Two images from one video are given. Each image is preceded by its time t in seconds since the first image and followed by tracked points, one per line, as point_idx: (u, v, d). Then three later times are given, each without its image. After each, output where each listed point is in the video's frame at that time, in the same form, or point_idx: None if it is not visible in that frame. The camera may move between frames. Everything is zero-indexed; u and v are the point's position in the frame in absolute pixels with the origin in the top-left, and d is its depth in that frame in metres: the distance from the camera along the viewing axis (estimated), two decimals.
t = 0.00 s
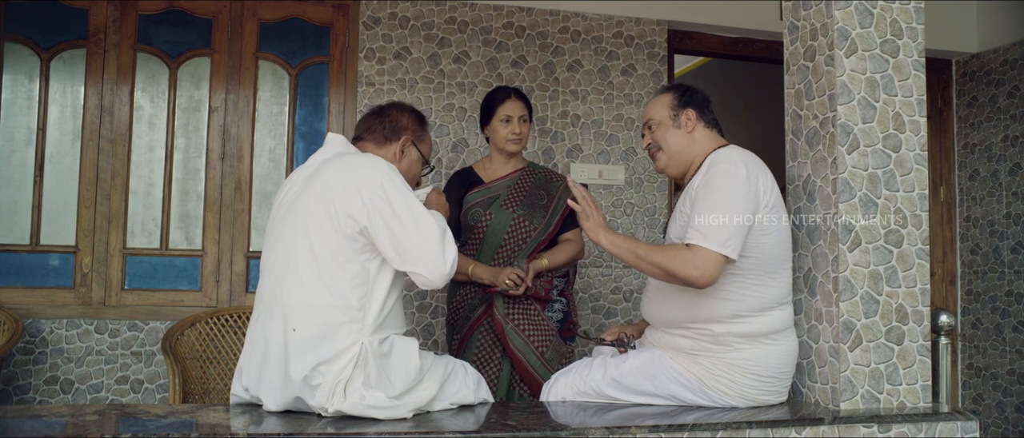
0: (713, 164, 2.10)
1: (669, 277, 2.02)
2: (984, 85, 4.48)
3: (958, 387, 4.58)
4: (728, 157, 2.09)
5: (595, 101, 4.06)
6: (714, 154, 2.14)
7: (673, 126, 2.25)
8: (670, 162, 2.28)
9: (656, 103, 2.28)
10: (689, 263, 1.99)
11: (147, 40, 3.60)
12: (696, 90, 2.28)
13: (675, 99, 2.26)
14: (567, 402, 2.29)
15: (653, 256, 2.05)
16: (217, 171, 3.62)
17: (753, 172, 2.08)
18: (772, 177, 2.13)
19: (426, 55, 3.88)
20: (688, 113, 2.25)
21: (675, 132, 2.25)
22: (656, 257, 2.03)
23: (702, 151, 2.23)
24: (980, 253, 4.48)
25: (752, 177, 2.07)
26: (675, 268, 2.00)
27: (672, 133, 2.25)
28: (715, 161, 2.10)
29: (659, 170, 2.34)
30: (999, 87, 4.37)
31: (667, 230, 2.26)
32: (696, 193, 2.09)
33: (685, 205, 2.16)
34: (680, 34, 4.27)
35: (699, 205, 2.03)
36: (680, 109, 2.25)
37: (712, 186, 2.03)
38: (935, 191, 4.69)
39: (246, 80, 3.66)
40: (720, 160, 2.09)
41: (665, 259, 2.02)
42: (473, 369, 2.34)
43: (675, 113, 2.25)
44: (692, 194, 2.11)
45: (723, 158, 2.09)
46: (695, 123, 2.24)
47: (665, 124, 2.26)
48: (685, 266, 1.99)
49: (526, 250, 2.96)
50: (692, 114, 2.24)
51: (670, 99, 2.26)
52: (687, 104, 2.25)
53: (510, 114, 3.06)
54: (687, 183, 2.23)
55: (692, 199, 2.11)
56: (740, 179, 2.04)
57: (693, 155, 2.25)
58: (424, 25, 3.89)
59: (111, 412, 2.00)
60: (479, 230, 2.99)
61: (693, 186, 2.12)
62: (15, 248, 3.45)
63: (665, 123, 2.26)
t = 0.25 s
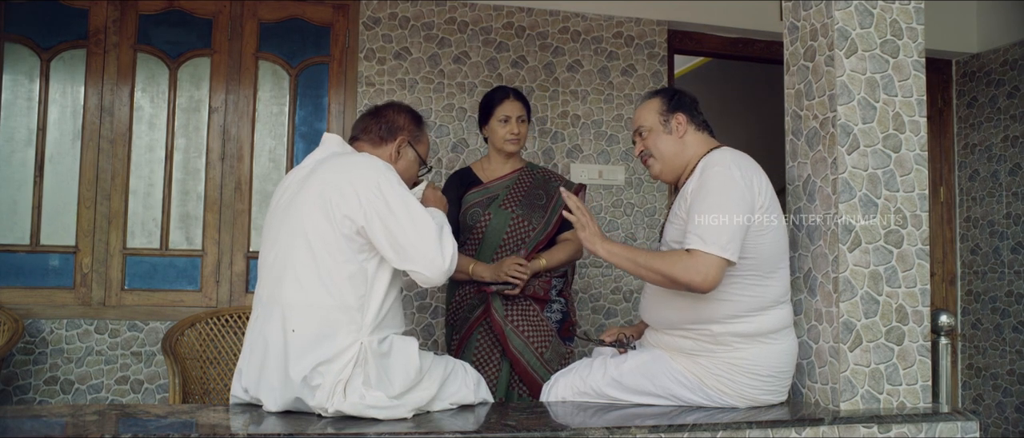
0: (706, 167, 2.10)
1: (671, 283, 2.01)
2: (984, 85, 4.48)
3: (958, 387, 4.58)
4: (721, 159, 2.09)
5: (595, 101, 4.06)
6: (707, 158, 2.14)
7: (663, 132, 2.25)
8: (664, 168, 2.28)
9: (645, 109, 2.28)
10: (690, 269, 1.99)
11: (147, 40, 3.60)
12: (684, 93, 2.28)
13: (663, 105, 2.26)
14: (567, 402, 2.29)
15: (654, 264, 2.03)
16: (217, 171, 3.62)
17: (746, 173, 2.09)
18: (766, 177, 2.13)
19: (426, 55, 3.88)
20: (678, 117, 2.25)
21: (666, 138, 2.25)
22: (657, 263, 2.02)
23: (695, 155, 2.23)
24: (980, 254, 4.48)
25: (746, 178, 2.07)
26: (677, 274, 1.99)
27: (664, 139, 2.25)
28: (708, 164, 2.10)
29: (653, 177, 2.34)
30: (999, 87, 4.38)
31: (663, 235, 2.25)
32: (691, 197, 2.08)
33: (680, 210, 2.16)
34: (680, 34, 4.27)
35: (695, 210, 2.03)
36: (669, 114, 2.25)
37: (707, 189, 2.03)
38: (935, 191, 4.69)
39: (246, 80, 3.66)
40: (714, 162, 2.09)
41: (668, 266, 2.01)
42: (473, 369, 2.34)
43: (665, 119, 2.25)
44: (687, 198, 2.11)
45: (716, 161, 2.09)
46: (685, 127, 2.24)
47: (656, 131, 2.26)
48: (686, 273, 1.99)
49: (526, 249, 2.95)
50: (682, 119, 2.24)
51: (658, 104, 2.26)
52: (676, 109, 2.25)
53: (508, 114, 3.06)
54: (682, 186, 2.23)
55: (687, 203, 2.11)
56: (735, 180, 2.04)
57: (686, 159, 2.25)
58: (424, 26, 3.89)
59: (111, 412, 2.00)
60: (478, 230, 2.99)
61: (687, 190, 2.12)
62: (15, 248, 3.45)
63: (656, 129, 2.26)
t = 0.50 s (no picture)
0: (697, 174, 2.09)
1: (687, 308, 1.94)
2: (984, 85, 4.48)
3: (958, 387, 4.58)
4: (711, 165, 2.08)
5: (595, 101, 4.06)
6: (697, 164, 2.12)
7: (652, 136, 2.25)
8: (654, 172, 2.28)
9: (632, 113, 2.28)
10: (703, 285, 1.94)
11: (147, 40, 3.60)
12: (672, 97, 2.29)
13: (651, 109, 2.25)
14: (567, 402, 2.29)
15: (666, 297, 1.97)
16: (217, 171, 3.62)
17: (739, 175, 2.08)
18: (757, 177, 2.13)
19: (426, 55, 3.88)
20: (667, 121, 2.25)
21: (655, 142, 2.25)
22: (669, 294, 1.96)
23: (685, 158, 2.23)
24: (980, 254, 4.48)
25: (738, 179, 2.06)
26: (690, 295, 1.94)
27: (653, 144, 2.25)
28: (700, 170, 2.09)
29: (644, 181, 2.34)
30: (999, 87, 4.37)
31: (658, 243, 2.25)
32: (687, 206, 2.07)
33: (676, 222, 2.14)
34: (680, 34, 4.27)
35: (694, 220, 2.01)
36: (658, 119, 2.24)
37: (703, 196, 2.02)
38: (936, 191, 4.69)
39: (246, 80, 3.66)
40: (705, 168, 2.08)
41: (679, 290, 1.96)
42: (473, 369, 2.34)
43: (653, 124, 2.25)
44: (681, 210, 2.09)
45: (706, 168, 2.08)
46: (674, 131, 2.24)
47: (645, 136, 2.26)
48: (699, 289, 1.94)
49: (526, 248, 2.96)
50: (671, 123, 2.24)
51: (646, 109, 2.26)
52: (664, 113, 2.25)
53: (507, 115, 3.06)
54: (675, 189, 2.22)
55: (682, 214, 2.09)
56: (728, 182, 2.03)
57: (676, 163, 2.25)
58: (424, 26, 3.89)
59: (111, 412, 2.00)
60: (477, 229, 2.99)
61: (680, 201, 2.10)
62: (15, 248, 3.45)
63: (644, 134, 2.25)
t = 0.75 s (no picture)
0: (683, 180, 2.08)
1: (696, 329, 1.95)
2: (984, 85, 4.48)
3: (957, 387, 4.58)
4: (698, 169, 2.07)
5: (595, 101, 4.06)
6: (685, 167, 2.12)
7: (641, 139, 2.25)
8: (644, 175, 2.28)
9: (621, 115, 2.27)
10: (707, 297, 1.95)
11: (147, 40, 3.60)
12: (660, 99, 2.28)
13: (640, 111, 2.25)
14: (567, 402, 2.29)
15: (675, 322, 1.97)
16: (217, 171, 3.62)
17: (727, 175, 2.07)
18: (746, 176, 2.13)
19: (426, 55, 3.88)
20: (656, 124, 2.24)
21: (645, 145, 2.25)
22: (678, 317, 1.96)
23: (674, 161, 2.24)
24: (980, 253, 4.48)
25: (725, 181, 2.05)
26: (695, 312, 1.95)
27: (642, 147, 2.25)
28: (687, 174, 2.08)
29: (632, 183, 2.34)
30: (999, 87, 4.38)
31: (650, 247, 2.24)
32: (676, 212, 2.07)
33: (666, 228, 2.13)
34: (680, 34, 4.27)
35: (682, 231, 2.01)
36: (647, 122, 2.24)
37: (691, 202, 2.02)
38: (935, 191, 4.69)
39: (246, 80, 3.66)
40: (692, 171, 2.07)
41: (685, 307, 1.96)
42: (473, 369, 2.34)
43: (642, 127, 2.24)
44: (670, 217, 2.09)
45: (692, 172, 2.07)
46: (663, 134, 2.24)
47: (634, 139, 2.25)
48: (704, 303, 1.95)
49: (526, 248, 2.96)
50: (660, 126, 2.24)
51: (634, 111, 2.25)
52: (653, 115, 2.25)
53: (506, 115, 3.06)
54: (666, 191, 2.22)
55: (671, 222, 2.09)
56: (716, 184, 2.03)
57: (665, 166, 2.25)
58: (424, 25, 3.89)
59: (111, 412, 2.00)
60: (477, 229, 2.99)
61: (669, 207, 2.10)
62: (15, 248, 3.45)
63: (634, 137, 2.25)
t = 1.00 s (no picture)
0: (674, 183, 2.08)
1: (693, 335, 1.95)
2: (984, 85, 4.48)
3: (958, 387, 4.58)
4: (688, 172, 2.07)
5: (595, 101, 4.05)
6: (676, 171, 2.11)
7: (633, 142, 2.24)
8: (634, 177, 2.28)
9: (613, 117, 2.27)
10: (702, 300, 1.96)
11: (147, 40, 3.60)
12: (653, 100, 2.27)
13: (632, 113, 2.25)
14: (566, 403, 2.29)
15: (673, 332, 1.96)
16: (217, 171, 3.62)
17: (717, 177, 2.07)
18: (738, 178, 2.13)
19: (426, 55, 3.88)
20: (648, 126, 2.24)
21: (637, 147, 2.24)
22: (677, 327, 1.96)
23: (666, 164, 2.24)
24: (980, 253, 4.48)
25: (716, 183, 2.05)
26: (690, 319, 1.94)
27: (634, 150, 2.25)
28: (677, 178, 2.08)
29: (625, 184, 2.35)
30: (999, 87, 4.37)
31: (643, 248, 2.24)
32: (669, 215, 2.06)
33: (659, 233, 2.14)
34: (680, 34, 4.27)
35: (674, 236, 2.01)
36: (639, 124, 2.24)
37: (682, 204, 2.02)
38: (936, 191, 4.69)
39: (246, 80, 3.66)
40: (683, 175, 2.07)
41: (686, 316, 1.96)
42: (472, 369, 2.33)
43: (634, 128, 2.24)
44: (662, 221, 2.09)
45: (682, 175, 2.07)
46: (655, 136, 2.24)
47: (626, 141, 2.25)
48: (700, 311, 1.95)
49: (526, 248, 2.96)
50: (652, 127, 2.24)
51: (627, 113, 2.25)
52: (645, 118, 2.24)
53: (505, 115, 3.05)
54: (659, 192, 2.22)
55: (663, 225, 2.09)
56: (706, 186, 2.03)
57: (658, 168, 2.25)
58: (424, 25, 3.89)
59: (111, 412, 2.00)
60: (477, 229, 2.99)
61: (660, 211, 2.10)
62: (15, 248, 3.45)
63: (625, 139, 2.25)
